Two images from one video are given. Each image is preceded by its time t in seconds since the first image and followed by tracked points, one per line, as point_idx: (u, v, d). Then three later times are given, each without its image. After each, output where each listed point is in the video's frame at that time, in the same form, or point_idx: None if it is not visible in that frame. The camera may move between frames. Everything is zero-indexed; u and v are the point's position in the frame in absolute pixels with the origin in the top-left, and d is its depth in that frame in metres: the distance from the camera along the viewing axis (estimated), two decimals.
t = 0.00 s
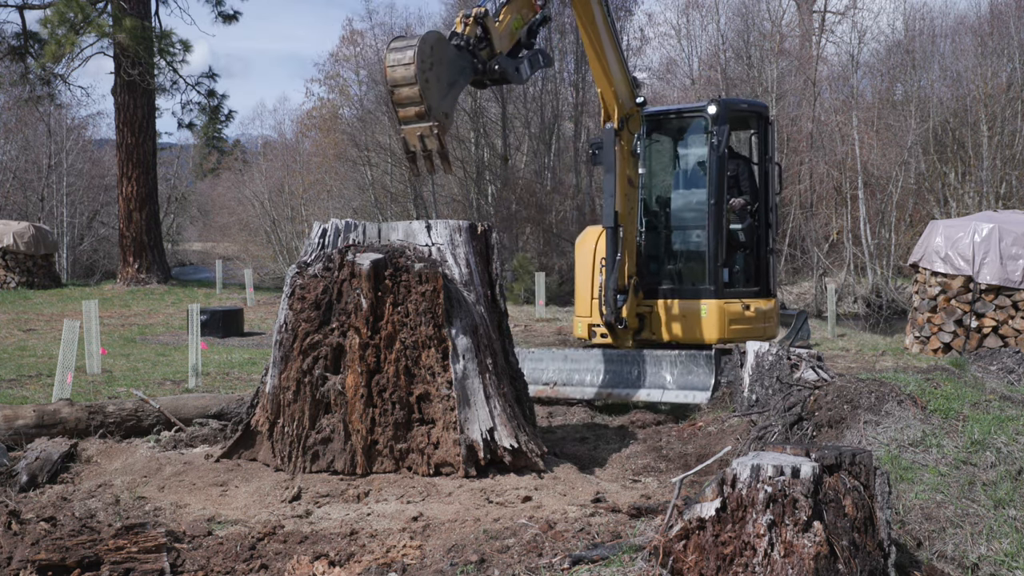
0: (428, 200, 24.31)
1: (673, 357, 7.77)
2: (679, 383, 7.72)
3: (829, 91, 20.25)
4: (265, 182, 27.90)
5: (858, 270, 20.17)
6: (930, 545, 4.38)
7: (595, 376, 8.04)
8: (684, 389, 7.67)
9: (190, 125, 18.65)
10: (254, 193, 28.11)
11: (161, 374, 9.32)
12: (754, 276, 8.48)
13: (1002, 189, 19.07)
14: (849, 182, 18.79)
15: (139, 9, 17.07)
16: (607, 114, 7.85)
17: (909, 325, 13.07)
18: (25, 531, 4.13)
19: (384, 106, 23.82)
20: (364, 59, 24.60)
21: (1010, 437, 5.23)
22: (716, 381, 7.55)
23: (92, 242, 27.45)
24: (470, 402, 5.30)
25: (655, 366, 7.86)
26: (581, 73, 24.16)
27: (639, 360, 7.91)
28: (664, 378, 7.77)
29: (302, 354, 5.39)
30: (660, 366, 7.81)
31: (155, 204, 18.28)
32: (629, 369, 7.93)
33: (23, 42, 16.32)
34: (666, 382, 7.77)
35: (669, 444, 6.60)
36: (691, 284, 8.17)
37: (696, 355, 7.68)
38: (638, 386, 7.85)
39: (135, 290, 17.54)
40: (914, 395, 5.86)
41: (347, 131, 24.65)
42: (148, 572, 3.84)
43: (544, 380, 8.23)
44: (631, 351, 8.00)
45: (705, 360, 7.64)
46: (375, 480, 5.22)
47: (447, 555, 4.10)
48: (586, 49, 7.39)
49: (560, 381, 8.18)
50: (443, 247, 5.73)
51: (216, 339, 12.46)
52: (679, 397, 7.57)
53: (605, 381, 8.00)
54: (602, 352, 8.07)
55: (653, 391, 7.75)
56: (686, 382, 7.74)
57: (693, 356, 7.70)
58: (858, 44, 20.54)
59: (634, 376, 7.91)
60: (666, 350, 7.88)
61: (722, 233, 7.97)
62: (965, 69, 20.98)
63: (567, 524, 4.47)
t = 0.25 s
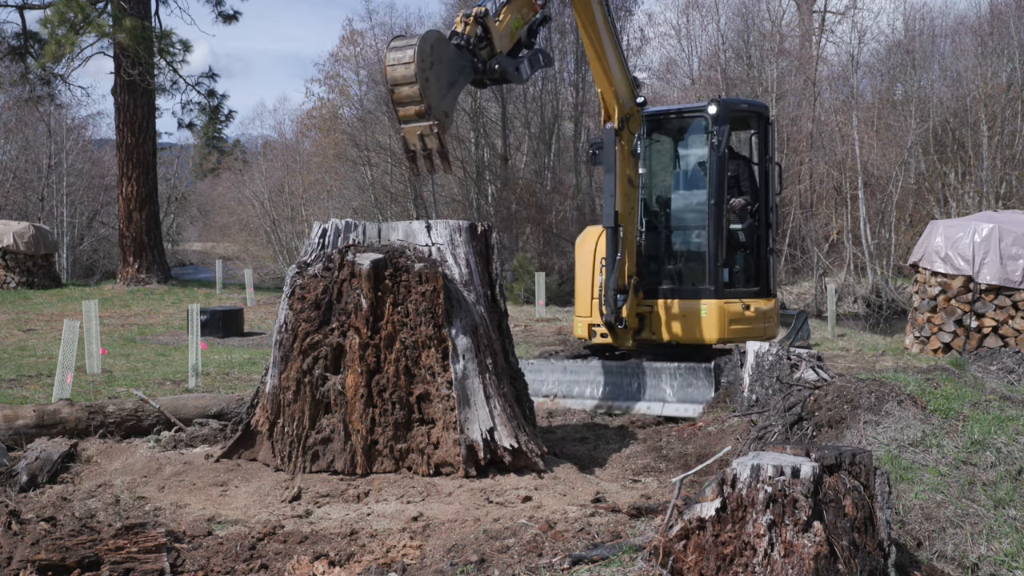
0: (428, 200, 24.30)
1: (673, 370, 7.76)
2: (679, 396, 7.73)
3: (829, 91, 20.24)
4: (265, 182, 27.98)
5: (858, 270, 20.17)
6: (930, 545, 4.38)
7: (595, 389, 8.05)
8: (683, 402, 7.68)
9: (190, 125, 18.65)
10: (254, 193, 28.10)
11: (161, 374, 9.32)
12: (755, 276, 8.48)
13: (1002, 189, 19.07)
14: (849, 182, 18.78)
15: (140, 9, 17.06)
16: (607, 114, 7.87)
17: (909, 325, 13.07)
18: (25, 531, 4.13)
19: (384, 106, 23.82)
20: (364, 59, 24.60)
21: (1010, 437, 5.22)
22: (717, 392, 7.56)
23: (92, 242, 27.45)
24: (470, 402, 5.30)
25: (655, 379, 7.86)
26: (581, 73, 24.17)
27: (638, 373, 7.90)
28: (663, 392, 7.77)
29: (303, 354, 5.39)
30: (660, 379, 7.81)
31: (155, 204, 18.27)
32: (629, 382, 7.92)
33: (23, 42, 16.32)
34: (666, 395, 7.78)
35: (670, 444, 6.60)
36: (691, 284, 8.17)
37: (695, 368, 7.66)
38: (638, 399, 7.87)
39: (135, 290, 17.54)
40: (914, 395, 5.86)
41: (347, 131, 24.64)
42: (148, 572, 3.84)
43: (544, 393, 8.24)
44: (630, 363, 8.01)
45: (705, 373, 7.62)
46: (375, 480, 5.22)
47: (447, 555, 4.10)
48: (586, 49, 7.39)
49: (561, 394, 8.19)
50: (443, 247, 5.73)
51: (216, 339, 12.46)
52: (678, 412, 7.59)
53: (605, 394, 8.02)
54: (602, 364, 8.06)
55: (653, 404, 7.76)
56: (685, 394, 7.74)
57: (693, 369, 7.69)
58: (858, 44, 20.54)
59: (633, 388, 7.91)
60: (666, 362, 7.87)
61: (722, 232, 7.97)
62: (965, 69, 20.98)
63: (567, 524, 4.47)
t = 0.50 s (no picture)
0: (428, 200, 24.29)
1: (672, 377, 7.79)
2: (678, 404, 7.77)
3: (828, 91, 20.23)
4: (265, 182, 28.03)
5: (858, 270, 20.18)
6: (930, 545, 4.38)
7: (595, 396, 8.10)
8: (683, 410, 7.72)
9: (190, 126, 18.65)
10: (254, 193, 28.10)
11: (161, 374, 9.32)
12: (755, 276, 8.47)
13: (1002, 189, 19.07)
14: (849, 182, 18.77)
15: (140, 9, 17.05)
16: (608, 113, 7.90)
17: (909, 325, 13.07)
18: (25, 531, 4.13)
19: (384, 106, 23.82)
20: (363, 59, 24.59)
21: (1010, 437, 5.22)
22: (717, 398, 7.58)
23: (92, 242, 27.46)
24: (470, 402, 5.31)
25: (654, 387, 7.89)
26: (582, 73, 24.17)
27: (637, 380, 7.93)
28: (663, 399, 7.81)
29: (302, 354, 5.39)
30: (659, 386, 7.84)
31: (155, 204, 18.27)
32: (628, 389, 7.96)
33: (23, 42, 16.31)
34: (665, 402, 7.82)
35: (670, 444, 6.60)
36: (691, 284, 8.18)
37: (695, 376, 7.68)
38: (638, 406, 7.91)
39: (135, 290, 17.53)
40: (914, 395, 5.85)
41: (347, 131, 24.63)
42: (148, 572, 3.84)
43: (545, 399, 8.29)
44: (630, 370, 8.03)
45: (704, 380, 7.64)
46: (375, 480, 5.22)
47: (447, 555, 4.10)
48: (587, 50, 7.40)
49: (561, 401, 8.25)
50: (443, 247, 5.73)
51: (216, 339, 12.46)
52: (678, 420, 7.63)
53: (605, 401, 8.06)
54: (602, 371, 8.09)
55: (653, 412, 7.81)
56: (685, 401, 7.78)
57: (693, 376, 7.72)
58: (858, 44, 20.54)
59: (633, 396, 7.95)
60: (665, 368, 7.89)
61: (722, 232, 7.98)
62: (965, 69, 20.98)
63: (567, 524, 4.47)
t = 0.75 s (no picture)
0: (428, 200, 24.29)
1: (673, 379, 7.79)
2: (678, 405, 7.77)
3: (828, 91, 20.24)
4: (265, 182, 28.10)
5: (858, 270, 20.20)
6: (930, 545, 4.38)
7: (595, 397, 8.11)
8: (683, 411, 7.73)
9: (190, 126, 18.66)
10: (254, 193, 28.12)
11: (161, 374, 9.32)
12: (757, 277, 8.47)
13: (1002, 189, 19.07)
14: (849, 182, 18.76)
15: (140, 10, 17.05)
16: (612, 111, 7.90)
17: (909, 325, 13.06)
18: (25, 531, 4.13)
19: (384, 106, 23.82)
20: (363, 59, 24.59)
21: (1010, 437, 5.23)
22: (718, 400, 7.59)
23: (91, 242, 27.46)
24: (470, 402, 5.30)
25: (654, 388, 7.89)
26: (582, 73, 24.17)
27: (637, 382, 7.94)
28: (663, 401, 7.82)
29: (303, 354, 5.39)
30: (660, 388, 7.85)
31: (155, 204, 18.27)
32: (628, 391, 7.97)
33: (23, 42, 16.29)
34: (665, 404, 7.83)
35: (669, 444, 6.60)
36: (692, 284, 8.18)
37: (695, 378, 7.69)
38: (638, 408, 7.92)
39: (135, 290, 17.53)
40: (914, 395, 5.85)
41: (347, 131, 24.62)
42: (148, 572, 3.84)
43: (545, 400, 8.30)
44: (631, 372, 8.03)
45: (704, 382, 7.64)
46: (375, 480, 5.22)
47: (447, 555, 4.09)
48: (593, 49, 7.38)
49: (561, 402, 8.25)
50: (443, 247, 5.73)
51: (216, 339, 12.46)
52: (678, 421, 7.64)
53: (605, 402, 8.07)
54: (602, 372, 8.11)
55: (653, 413, 7.81)
56: (685, 403, 7.78)
57: (693, 378, 7.71)
58: (858, 44, 20.54)
59: (633, 397, 7.96)
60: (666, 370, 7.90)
61: (724, 233, 8.00)
62: (965, 69, 20.98)
63: (567, 524, 4.47)
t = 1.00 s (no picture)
0: (428, 200, 24.30)
1: (673, 379, 7.80)
2: (679, 406, 7.76)
3: (828, 91, 20.24)
4: (265, 182, 28.16)
5: (858, 270, 20.20)
6: (930, 545, 4.38)
7: (595, 397, 8.12)
8: (683, 411, 7.73)
9: (190, 126, 18.67)
10: (254, 193, 28.12)
11: (161, 374, 9.32)
12: (758, 278, 8.46)
13: (1002, 189, 19.08)
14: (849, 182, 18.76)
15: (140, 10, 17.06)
16: (616, 109, 7.88)
17: (909, 325, 13.06)
18: (25, 531, 4.13)
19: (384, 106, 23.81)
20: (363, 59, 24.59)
21: (1010, 437, 5.23)
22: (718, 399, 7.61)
23: (91, 242, 27.47)
24: (470, 402, 5.31)
25: (655, 389, 7.90)
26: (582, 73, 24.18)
27: (638, 381, 7.95)
28: (663, 401, 7.83)
29: (302, 354, 5.39)
30: (660, 388, 7.86)
31: (155, 204, 18.27)
32: (629, 390, 7.98)
33: (23, 42, 16.28)
34: (665, 404, 7.83)
35: (669, 444, 6.61)
36: (694, 284, 8.18)
37: (695, 378, 7.70)
38: (637, 408, 7.92)
39: (135, 290, 17.53)
40: (914, 395, 5.84)
41: (347, 130, 24.62)
42: (148, 572, 3.84)
43: (545, 399, 8.30)
44: (632, 372, 8.05)
45: (704, 383, 7.66)
46: (375, 480, 5.22)
47: (447, 555, 4.09)
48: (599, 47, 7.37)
49: (562, 401, 8.25)
50: (443, 247, 5.73)
51: (216, 339, 12.45)
52: (678, 421, 7.64)
53: (604, 401, 8.08)
54: (602, 372, 8.13)
55: (654, 413, 7.80)
56: (685, 404, 7.78)
57: (693, 379, 7.73)
58: (858, 44, 20.55)
59: (633, 397, 7.97)
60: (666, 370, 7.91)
61: (726, 233, 8.00)
62: (965, 69, 20.99)
63: (567, 524, 4.46)
